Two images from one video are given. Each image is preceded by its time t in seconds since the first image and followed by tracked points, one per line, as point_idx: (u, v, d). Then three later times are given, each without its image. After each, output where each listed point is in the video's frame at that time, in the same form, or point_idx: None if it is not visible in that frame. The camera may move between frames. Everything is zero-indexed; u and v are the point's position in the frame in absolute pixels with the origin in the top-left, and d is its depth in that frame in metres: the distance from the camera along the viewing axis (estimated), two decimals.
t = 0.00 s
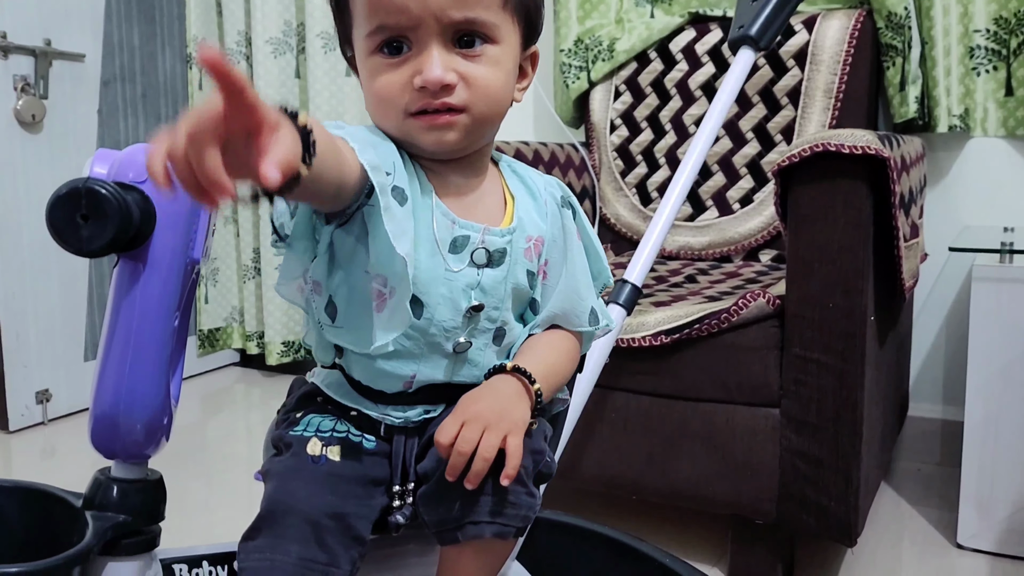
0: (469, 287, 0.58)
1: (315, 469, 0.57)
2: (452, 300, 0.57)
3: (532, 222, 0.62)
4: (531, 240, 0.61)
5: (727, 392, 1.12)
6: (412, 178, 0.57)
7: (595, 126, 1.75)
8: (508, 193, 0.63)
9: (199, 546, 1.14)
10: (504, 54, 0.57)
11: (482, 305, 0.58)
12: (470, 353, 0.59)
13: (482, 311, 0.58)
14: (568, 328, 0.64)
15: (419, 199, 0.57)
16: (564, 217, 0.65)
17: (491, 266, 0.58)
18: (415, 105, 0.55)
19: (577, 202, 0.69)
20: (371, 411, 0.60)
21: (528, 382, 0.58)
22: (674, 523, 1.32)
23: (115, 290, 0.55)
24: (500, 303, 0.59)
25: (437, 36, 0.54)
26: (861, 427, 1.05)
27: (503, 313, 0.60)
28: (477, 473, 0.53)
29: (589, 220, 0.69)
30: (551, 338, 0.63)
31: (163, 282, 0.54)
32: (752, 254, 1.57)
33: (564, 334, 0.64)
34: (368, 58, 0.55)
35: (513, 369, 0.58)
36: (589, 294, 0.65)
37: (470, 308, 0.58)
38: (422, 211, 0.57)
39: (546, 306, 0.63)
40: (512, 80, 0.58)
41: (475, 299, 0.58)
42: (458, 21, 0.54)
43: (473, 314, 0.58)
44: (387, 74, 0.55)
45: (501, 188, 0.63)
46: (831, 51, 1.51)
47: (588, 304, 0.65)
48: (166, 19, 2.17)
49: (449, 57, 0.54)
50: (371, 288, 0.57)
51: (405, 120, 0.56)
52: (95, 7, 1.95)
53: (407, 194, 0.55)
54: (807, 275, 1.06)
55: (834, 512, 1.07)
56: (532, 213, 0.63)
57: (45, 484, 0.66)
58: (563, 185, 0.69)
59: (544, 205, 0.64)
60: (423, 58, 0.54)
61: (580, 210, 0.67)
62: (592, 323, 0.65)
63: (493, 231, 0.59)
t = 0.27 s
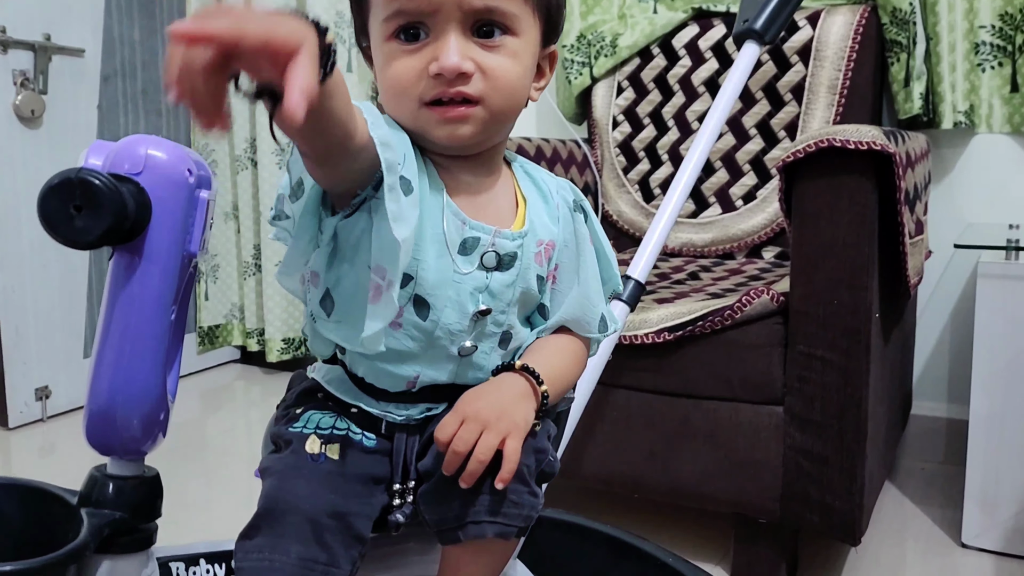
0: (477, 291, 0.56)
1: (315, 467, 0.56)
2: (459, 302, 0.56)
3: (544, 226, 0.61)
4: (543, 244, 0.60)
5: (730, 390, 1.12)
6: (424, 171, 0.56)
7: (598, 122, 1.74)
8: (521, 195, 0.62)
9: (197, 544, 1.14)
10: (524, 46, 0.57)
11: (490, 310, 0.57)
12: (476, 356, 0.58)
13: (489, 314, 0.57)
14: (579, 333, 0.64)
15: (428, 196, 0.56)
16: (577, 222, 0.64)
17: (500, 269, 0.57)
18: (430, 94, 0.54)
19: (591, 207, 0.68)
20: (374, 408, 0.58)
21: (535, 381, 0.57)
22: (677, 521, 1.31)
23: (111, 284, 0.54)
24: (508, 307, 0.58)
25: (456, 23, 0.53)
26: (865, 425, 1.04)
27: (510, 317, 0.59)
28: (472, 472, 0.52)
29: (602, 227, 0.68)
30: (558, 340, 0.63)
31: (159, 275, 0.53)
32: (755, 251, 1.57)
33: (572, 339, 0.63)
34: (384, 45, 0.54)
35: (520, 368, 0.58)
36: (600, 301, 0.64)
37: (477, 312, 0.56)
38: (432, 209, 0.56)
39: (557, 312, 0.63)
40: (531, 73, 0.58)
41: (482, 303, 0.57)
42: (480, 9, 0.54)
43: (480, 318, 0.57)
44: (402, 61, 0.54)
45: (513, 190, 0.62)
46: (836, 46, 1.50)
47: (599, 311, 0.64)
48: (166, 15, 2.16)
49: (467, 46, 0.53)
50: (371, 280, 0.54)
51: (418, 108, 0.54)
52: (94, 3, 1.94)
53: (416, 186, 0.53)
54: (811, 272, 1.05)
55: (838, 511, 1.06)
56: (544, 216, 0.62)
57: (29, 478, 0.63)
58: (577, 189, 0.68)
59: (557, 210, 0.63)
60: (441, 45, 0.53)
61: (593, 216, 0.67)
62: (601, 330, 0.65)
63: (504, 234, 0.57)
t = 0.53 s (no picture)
0: (519, 305, 0.53)
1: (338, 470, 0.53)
2: (501, 315, 0.52)
3: (589, 235, 0.58)
4: (588, 254, 0.57)
5: (748, 389, 1.10)
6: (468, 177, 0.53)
7: (610, 117, 1.73)
8: (565, 203, 0.59)
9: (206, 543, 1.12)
10: (578, 34, 0.55)
11: (531, 325, 0.54)
12: (515, 369, 0.55)
13: (530, 330, 0.54)
14: (619, 341, 0.61)
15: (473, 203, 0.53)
16: (622, 228, 0.62)
17: (545, 284, 0.54)
18: (482, 82, 0.51)
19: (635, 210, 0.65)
20: (401, 410, 0.56)
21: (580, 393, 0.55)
22: (691, 522, 1.30)
23: (132, 277, 0.52)
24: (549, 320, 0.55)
25: (509, 8, 0.52)
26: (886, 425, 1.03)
27: (550, 331, 0.56)
28: (516, 484, 0.50)
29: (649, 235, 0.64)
30: (598, 349, 0.60)
31: (182, 269, 0.52)
32: (769, 248, 1.55)
33: (613, 348, 0.61)
34: (432, 33, 0.53)
35: (568, 378, 0.55)
36: (643, 312, 0.62)
37: (519, 326, 0.53)
38: (476, 217, 0.52)
39: (598, 321, 0.60)
40: (583, 63, 0.56)
41: (524, 318, 0.53)
42: None
43: (521, 333, 0.54)
44: (451, 47, 0.52)
45: (557, 197, 0.59)
46: (853, 41, 1.48)
47: (643, 321, 0.62)
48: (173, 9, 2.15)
49: (520, 31, 0.52)
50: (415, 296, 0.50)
51: (467, 99, 0.52)
52: None
53: (459, 194, 0.51)
54: (832, 269, 1.03)
55: (858, 512, 1.05)
56: (590, 223, 0.59)
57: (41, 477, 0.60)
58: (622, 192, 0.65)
59: (602, 216, 0.60)
60: (494, 31, 0.51)
61: (637, 221, 0.63)
62: (641, 339, 0.63)
63: (550, 246, 0.54)
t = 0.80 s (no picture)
0: (565, 324, 0.52)
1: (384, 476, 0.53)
2: (546, 334, 0.52)
3: (636, 248, 0.57)
4: (635, 267, 0.56)
5: (772, 392, 1.09)
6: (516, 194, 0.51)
7: (627, 116, 1.72)
8: (613, 216, 0.57)
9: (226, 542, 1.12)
10: (627, 47, 0.55)
11: (576, 343, 0.53)
12: (559, 386, 0.55)
13: (575, 347, 0.54)
14: (664, 352, 0.60)
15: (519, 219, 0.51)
16: (668, 238, 0.60)
17: (591, 301, 0.53)
18: (527, 97, 0.51)
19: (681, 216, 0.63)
20: (443, 417, 0.56)
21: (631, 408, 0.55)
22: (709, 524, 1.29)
23: (180, 280, 0.52)
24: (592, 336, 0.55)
25: (556, 21, 0.51)
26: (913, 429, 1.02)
27: (593, 346, 0.56)
28: (573, 501, 0.49)
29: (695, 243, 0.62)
30: (642, 359, 0.59)
31: (230, 272, 0.52)
32: (787, 249, 1.54)
33: (658, 359, 0.60)
34: (478, 44, 0.53)
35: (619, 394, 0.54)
36: (688, 323, 0.61)
37: (564, 344, 0.53)
38: (522, 233, 0.50)
39: (643, 332, 0.59)
40: (632, 76, 0.55)
41: (569, 336, 0.53)
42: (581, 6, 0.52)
43: (566, 350, 0.53)
44: (496, 60, 0.52)
45: (604, 211, 0.57)
46: (874, 41, 1.47)
47: (689, 332, 0.60)
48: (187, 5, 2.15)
49: (569, 47, 0.51)
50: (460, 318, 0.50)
51: (512, 114, 0.52)
52: None
53: (508, 215, 0.49)
54: (859, 271, 1.02)
55: (883, 516, 1.04)
56: (636, 236, 0.58)
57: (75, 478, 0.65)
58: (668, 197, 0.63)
59: (649, 227, 0.59)
60: (540, 46, 0.51)
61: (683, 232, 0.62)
62: (686, 349, 0.62)
63: (598, 263, 0.53)
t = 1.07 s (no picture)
0: (610, 342, 0.52)
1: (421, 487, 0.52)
2: (590, 352, 0.51)
3: (682, 261, 0.56)
4: (681, 280, 0.56)
5: (794, 398, 1.07)
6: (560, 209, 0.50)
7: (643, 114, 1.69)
8: (658, 226, 0.57)
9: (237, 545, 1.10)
10: (677, 47, 0.54)
11: (619, 361, 0.53)
12: (601, 404, 0.55)
13: (618, 365, 0.53)
14: (708, 366, 0.59)
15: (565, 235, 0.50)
16: (713, 248, 0.59)
17: (637, 318, 0.53)
18: (572, 103, 0.50)
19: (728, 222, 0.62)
20: (476, 427, 0.55)
21: (676, 426, 0.54)
22: (726, 530, 1.27)
23: (215, 283, 0.55)
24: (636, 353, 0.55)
25: (602, 22, 0.51)
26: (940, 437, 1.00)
27: (637, 363, 0.56)
28: (620, 526, 0.49)
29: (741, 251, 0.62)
30: (685, 373, 0.58)
31: (262, 276, 0.54)
32: (806, 251, 1.52)
33: (700, 372, 0.59)
34: (520, 48, 0.52)
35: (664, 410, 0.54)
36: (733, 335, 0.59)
37: (607, 362, 0.52)
38: (568, 250, 0.50)
39: (686, 345, 0.59)
40: (681, 77, 0.55)
41: (612, 355, 0.52)
42: (627, 7, 0.51)
43: (609, 369, 0.53)
44: (540, 65, 0.51)
45: (649, 220, 0.57)
46: (898, 40, 1.44)
47: (733, 346, 0.59)
48: None
49: (616, 48, 0.51)
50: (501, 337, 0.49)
51: (557, 122, 0.51)
52: None
53: (555, 231, 0.48)
54: (887, 275, 1.00)
55: (908, 525, 1.03)
56: (682, 249, 0.57)
57: (96, 488, 0.70)
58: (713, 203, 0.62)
59: (694, 238, 0.58)
60: (587, 49, 0.50)
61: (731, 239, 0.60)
62: (730, 364, 0.60)
63: (645, 280, 0.52)
